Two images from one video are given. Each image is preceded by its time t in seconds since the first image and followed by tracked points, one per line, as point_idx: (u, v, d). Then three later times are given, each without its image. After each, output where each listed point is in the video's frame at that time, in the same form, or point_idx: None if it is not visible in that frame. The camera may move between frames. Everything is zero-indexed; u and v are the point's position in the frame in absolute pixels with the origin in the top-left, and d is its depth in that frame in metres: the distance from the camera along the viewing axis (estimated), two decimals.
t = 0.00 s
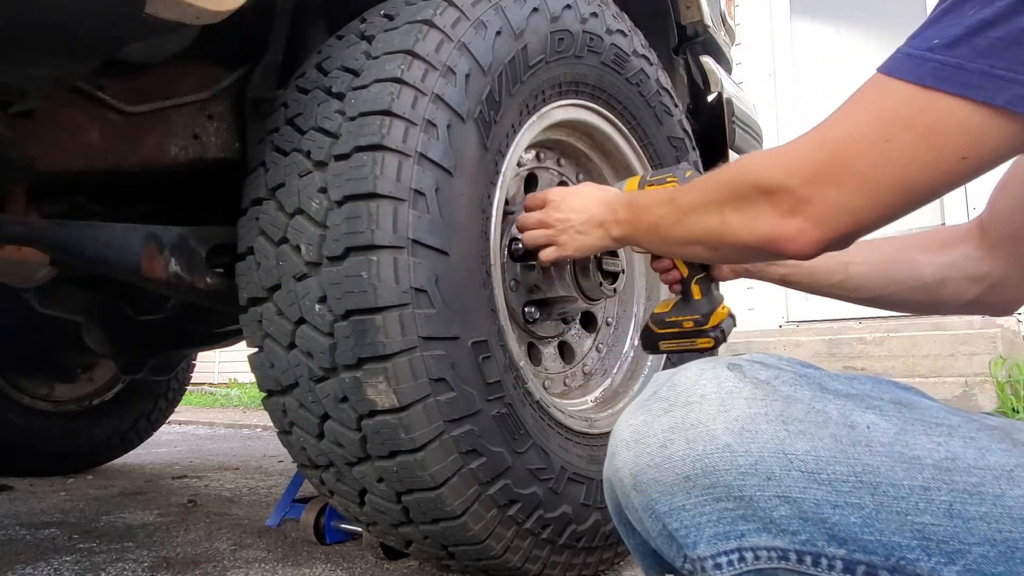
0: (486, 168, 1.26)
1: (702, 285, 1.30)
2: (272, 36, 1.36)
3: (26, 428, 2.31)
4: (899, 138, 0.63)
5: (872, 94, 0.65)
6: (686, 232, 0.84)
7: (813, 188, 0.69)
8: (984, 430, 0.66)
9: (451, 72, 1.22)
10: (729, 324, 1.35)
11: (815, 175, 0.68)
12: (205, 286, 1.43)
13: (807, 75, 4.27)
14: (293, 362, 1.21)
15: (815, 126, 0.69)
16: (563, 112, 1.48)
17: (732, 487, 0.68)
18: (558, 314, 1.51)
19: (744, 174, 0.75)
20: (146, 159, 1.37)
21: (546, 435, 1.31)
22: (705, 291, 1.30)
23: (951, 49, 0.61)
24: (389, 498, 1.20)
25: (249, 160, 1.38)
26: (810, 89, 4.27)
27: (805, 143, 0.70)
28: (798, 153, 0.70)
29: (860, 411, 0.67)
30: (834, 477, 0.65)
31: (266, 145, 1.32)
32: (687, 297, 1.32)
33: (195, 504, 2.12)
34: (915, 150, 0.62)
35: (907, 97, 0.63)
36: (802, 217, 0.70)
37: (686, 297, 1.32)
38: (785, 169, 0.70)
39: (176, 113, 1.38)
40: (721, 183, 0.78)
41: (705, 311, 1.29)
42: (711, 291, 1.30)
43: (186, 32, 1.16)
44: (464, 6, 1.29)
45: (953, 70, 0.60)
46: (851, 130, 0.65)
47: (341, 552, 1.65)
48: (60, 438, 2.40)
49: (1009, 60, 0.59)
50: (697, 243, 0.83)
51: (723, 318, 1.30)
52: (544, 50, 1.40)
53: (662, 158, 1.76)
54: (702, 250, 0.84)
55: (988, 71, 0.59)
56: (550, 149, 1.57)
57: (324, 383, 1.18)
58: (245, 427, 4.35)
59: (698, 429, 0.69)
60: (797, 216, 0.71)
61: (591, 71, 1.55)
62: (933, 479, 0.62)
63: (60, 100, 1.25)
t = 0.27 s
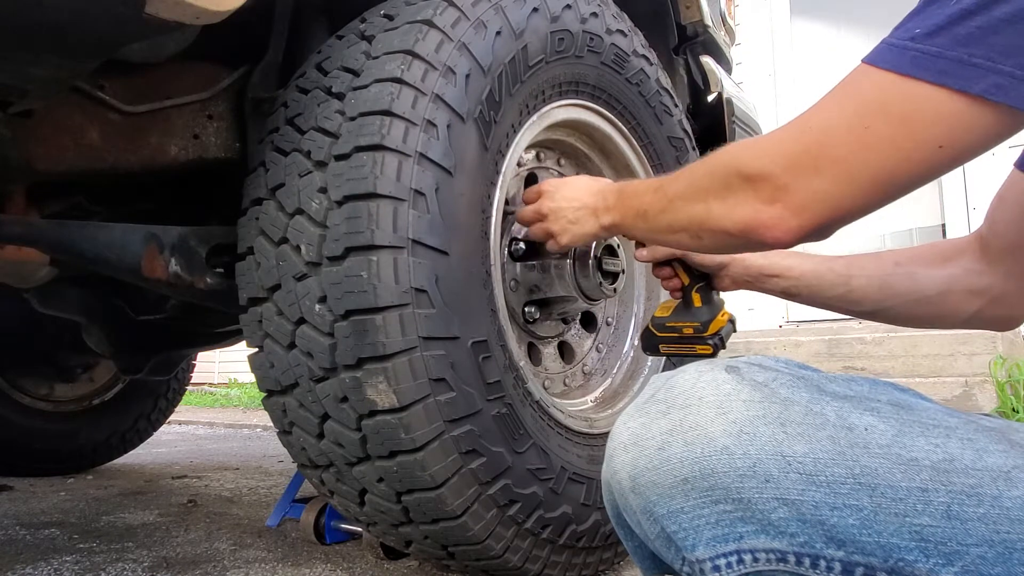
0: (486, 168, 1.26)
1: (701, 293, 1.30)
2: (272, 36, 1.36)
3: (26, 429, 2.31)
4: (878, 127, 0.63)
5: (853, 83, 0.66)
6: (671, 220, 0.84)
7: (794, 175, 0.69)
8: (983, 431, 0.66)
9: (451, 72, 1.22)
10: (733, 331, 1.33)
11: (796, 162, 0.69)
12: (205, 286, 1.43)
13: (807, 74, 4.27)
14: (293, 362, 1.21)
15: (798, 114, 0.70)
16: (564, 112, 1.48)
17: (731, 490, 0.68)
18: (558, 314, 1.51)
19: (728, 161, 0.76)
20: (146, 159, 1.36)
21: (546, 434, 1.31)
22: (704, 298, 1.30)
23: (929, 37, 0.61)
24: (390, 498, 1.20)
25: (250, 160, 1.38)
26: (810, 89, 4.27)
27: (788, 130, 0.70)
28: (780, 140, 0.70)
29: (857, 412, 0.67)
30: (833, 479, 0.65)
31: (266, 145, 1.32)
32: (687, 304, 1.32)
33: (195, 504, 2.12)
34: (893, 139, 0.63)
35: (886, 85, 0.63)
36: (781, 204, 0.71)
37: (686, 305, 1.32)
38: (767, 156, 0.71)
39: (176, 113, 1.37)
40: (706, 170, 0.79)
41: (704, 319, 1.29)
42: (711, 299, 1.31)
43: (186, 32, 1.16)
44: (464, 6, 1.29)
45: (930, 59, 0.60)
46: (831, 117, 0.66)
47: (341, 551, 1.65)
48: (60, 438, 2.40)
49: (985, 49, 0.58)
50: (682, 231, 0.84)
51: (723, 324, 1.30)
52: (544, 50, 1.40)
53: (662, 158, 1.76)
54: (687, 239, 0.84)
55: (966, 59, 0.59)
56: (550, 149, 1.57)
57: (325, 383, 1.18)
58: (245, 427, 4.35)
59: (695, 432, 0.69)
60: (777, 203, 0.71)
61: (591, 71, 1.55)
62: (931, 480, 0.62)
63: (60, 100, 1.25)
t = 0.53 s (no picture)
0: (486, 168, 1.26)
1: (746, 289, 1.19)
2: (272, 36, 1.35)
3: (25, 429, 2.31)
4: (899, 135, 0.63)
5: (871, 88, 0.65)
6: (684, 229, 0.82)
7: (813, 185, 0.68)
8: (982, 429, 0.66)
9: (450, 72, 1.22)
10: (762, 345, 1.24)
11: (817, 170, 0.68)
12: (205, 286, 1.43)
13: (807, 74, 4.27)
14: (292, 361, 1.21)
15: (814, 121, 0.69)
16: (564, 112, 1.48)
17: (731, 488, 0.68)
18: (558, 314, 1.51)
19: (743, 170, 0.74)
20: (146, 159, 1.37)
21: (546, 434, 1.31)
22: (749, 296, 1.19)
23: (945, 40, 0.61)
24: (389, 498, 1.20)
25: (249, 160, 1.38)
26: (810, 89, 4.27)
27: (803, 139, 0.69)
28: (799, 147, 0.69)
29: (857, 411, 0.67)
30: (833, 477, 0.65)
31: (266, 145, 1.32)
32: (727, 300, 1.21)
33: (195, 504, 2.12)
34: (915, 147, 0.63)
35: (906, 90, 0.63)
36: (802, 214, 0.70)
37: (726, 301, 1.21)
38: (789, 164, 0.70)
39: (176, 113, 1.37)
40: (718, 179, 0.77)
41: (746, 317, 1.18)
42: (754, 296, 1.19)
43: (186, 32, 1.16)
44: (464, 6, 1.29)
45: (947, 62, 0.60)
46: (851, 124, 0.65)
47: (341, 552, 1.65)
48: (60, 438, 2.40)
49: (1000, 51, 0.59)
50: (696, 239, 0.82)
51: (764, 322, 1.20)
52: (544, 50, 1.40)
53: (662, 159, 1.76)
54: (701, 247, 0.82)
55: (982, 62, 0.59)
56: (550, 149, 1.57)
57: (325, 383, 1.18)
58: (245, 427, 4.35)
59: (696, 430, 0.69)
60: (798, 213, 0.70)
61: (591, 71, 1.55)
62: (930, 478, 0.62)
63: (61, 100, 1.25)
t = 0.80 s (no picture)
0: (486, 168, 1.26)
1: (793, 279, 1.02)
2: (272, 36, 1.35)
3: (25, 429, 2.31)
4: (995, 160, 0.51)
5: (940, 116, 0.53)
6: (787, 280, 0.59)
7: (909, 233, 0.53)
8: (983, 424, 0.66)
9: (451, 72, 1.22)
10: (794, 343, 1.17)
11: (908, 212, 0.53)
12: (205, 286, 1.43)
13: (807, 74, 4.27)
14: (292, 361, 1.21)
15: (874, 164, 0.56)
16: (564, 112, 1.49)
17: (734, 479, 0.67)
18: (558, 314, 1.51)
19: (807, 224, 0.58)
20: (146, 159, 1.36)
21: (546, 434, 1.31)
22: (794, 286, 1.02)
23: None
24: (389, 498, 1.20)
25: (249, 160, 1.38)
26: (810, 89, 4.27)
27: (820, 200, 0.58)
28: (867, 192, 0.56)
29: (859, 404, 0.67)
30: (835, 469, 0.65)
31: (266, 145, 1.32)
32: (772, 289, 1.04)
33: (195, 504, 2.12)
34: (1016, 171, 0.51)
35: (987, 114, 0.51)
36: (904, 268, 0.54)
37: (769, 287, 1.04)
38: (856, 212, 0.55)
39: (176, 113, 1.38)
40: (703, 259, 0.63)
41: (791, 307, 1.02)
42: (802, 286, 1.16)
43: (186, 32, 1.16)
44: (464, 5, 1.29)
45: None
46: (933, 156, 0.53)
47: (341, 552, 1.65)
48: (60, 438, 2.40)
49: None
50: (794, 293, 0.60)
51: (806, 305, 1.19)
52: (544, 50, 1.40)
53: (662, 159, 1.76)
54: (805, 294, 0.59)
55: None
56: (550, 149, 1.57)
57: (325, 382, 1.18)
58: (245, 427, 4.35)
59: (699, 422, 0.70)
60: (897, 268, 0.55)
61: (591, 71, 1.55)
62: (933, 471, 0.63)
63: (61, 100, 1.25)
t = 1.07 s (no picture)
0: (486, 168, 1.26)
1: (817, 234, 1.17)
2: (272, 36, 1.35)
3: (25, 430, 2.31)
4: None
5: None
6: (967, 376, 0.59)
7: None
8: (989, 432, 0.66)
9: (450, 72, 1.22)
10: (800, 307, 1.50)
11: None
12: (205, 286, 1.43)
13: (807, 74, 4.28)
14: (292, 361, 1.21)
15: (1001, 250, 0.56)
16: (563, 112, 1.49)
17: (737, 490, 0.67)
18: (558, 314, 1.50)
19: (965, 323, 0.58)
20: (146, 159, 1.36)
21: (546, 435, 1.31)
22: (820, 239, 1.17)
23: None
24: (389, 498, 1.20)
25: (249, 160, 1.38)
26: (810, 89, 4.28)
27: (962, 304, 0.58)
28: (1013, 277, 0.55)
29: (863, 413, 0.67)
30: (839, 479, 0.65)
31: (266, 145, 1.32)
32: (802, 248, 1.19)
33: (195, 504, 2.12)
34: None
35: None
36: None
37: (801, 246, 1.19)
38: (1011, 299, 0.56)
39: (176, 113, 1.37)
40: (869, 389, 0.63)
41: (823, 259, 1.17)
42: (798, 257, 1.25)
43: (186, 32, 1.16)
44: (463, 6, 1.29)
45: None
46: None
47: (341, 552, 1.65)
48: (60, 438, 2.40)
49: None
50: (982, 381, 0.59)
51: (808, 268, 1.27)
52: (544, 50, 1.40)
53: (662, 159, 1.76)
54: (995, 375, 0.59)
55: None
56: (550, 149, 1.57)
57: (325, 383, 1.18)
58: (245, 427, 4.35)
59: (703, 433, 0.69)
60: None
61: (590, 71, 1.55)
62: (938, 481, 0.63)
63: (61, 100, 1.25)
